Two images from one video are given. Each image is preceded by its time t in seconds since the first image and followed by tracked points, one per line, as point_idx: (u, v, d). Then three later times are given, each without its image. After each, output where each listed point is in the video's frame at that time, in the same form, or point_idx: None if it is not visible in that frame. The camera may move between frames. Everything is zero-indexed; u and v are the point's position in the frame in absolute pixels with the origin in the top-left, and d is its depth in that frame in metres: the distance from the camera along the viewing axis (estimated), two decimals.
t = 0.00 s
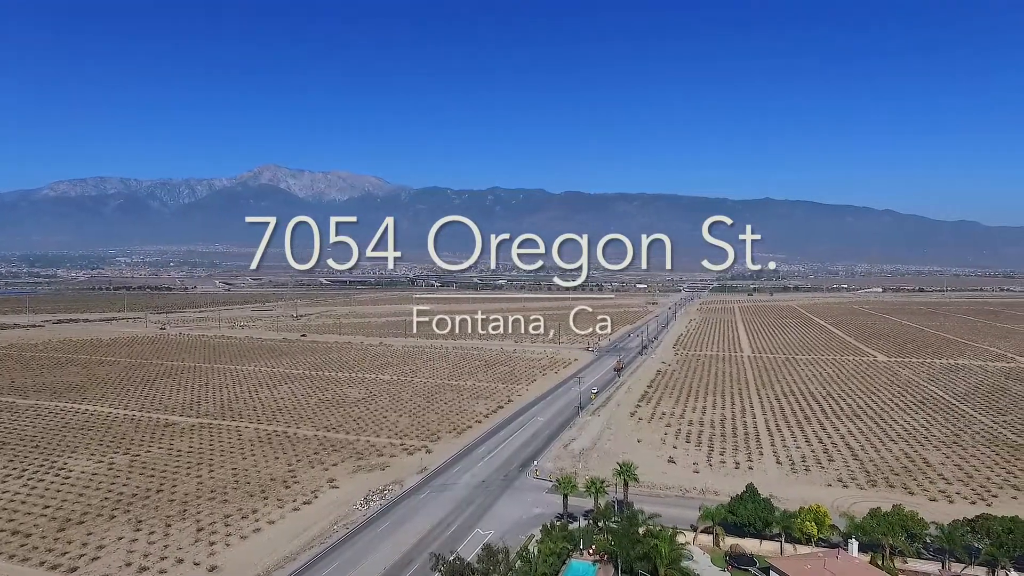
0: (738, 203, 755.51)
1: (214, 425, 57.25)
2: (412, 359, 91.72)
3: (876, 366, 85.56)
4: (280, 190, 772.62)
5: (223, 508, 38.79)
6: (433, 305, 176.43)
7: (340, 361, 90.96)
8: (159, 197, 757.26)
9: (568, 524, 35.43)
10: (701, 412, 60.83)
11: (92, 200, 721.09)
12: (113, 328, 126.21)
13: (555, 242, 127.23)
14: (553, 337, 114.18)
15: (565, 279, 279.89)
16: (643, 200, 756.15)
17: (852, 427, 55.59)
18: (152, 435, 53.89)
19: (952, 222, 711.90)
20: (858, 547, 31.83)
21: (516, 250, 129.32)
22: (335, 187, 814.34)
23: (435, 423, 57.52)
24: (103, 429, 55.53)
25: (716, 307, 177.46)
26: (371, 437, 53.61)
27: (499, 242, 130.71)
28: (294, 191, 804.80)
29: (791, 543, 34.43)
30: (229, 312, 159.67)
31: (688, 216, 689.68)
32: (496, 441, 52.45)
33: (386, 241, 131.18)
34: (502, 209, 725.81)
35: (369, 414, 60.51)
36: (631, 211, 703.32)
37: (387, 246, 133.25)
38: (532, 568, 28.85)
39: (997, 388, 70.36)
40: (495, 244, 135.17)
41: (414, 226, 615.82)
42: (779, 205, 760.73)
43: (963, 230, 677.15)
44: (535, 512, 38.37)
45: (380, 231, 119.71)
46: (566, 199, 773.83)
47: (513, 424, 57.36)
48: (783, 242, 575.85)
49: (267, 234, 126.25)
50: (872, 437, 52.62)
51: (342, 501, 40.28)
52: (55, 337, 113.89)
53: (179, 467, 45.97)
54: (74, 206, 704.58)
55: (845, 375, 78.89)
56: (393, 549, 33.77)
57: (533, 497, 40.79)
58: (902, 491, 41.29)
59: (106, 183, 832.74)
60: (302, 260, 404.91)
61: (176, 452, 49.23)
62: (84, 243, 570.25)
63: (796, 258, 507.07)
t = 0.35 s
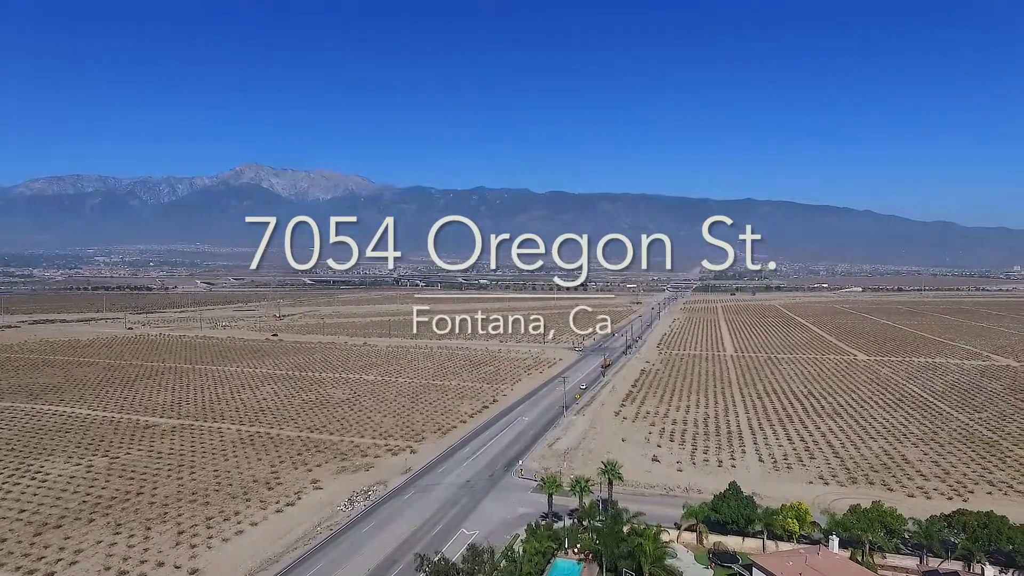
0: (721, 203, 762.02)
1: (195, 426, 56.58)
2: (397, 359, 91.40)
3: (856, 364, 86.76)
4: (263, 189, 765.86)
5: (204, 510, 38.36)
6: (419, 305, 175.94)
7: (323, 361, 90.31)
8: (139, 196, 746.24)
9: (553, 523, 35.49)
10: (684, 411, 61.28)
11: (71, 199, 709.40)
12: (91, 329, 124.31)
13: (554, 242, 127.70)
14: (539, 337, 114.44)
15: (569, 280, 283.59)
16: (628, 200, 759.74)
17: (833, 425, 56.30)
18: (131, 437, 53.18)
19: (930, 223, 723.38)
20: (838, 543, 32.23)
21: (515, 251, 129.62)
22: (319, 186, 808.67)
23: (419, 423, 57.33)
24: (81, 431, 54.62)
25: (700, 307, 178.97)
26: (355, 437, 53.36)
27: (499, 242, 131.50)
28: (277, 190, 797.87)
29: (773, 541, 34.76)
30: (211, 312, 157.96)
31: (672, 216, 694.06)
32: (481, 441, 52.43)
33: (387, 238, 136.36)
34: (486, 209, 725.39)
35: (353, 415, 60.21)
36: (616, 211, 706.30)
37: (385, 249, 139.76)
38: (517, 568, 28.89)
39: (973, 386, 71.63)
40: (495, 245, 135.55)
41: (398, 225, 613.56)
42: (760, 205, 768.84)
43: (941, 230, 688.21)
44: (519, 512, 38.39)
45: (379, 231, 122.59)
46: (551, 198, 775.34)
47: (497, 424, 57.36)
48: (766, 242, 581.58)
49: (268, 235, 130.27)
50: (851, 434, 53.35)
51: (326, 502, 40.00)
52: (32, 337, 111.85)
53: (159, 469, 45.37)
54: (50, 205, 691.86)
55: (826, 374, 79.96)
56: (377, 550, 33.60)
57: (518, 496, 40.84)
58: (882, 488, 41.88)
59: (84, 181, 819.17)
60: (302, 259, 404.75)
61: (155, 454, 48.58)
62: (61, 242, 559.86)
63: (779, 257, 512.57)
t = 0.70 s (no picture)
0: (713, 203, 764.62)
1: (186, 426, 56.25)
2: (389, 359, 91.11)
3: (847, 363, 87.30)
4: (254, 188, 762.17)
5: (195, 511, 38.16)
6: (412, 305, 175.54)
7: (314, 361, 89.73)
8: (128, 195, 740.47)
9: (546, 523, 35.52)
10: (677, 410, 61.46)
11: (59, 198, 703.02)
12: (79, 329, 123.11)
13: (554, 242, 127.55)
14: (532, 337, 114.30)
15: (562, 279, 284.03)
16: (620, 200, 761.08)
17: (824, 424, 56.66)
18: (121, 437, 52.76)
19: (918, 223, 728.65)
20: (829, 541, 32.44)
21: (515, 250, 129.50)
22: (310, 185, 805.58)
23: (412, 423, 57.24)
24: (70, 432, 54.16)
25: (692, 306, 179.35)
26: (347, 437, 53.24)
27: (499, 241, 131.40)
28: (268, 189, 793.65)
29: (765, 539, 34.93)
30: (202, 312, 156.94)
31: (664, 216, 695.79)
32: (474, 441, 52.36)
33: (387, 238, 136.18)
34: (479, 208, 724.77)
35: (345, 414, 60.04)
36: (608, 211, 707.32)
37: (384, 249, 139.66)
38: (509, 568, 28.90)
39: (962, 385, 72.23)
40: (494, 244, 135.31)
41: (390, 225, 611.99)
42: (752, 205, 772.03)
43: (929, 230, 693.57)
44: (512, 511, 38.40)
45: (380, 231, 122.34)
46: (544, 198, 775.41)
47: (490, 424, 57.35)
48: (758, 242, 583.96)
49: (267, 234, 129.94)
50: (842, 433, 53.69)
51: (317, 502, 39.88)
52: (20, 337, 110.73)
53: (149, 470, 45.07)
54: (38, 204, 684.86)
55: (816, 373, 80.46)
56: (369, 550, 33.52)
57: (510, 496, 40.87)
58: (872, 486, 42.18)
59: (72, 180, 811.80)
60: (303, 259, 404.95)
61: (146, 455, 48.25)
62: (49, 242, 554.17)
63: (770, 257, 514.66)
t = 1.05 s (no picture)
0: (708, 203, 766.18)
1: (179, 426, 56.01)
2: (384, 359, 90.88)
3: (840, 363, 87.63)
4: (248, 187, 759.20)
5: (188, 511, 38.01)
6: (408, 304, 175.23)
7: (308, 361, 89.37)
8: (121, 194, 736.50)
9: (540, 522, 35.54)
10: (671, 409, 61.60)
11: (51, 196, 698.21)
12: (71, 329, 122.23)
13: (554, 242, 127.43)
14: (527, 336, 114.12)
15: (559, 279, 284.05)
16: (615, 200, 761.66)
17: (817, 423, 56.86)
18: (114, 437, 52.50)
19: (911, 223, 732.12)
20: (822, 540, 32.58)
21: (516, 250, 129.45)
22: (305, 185, 803.23)
23: (406, 423, 57.16)
24: (62, 432, 53.85)
25: (687, 306, 179.56)
26: (342, 437, 53.14)
27: (499, 241, 131.34)
28: (262, 189, 790.37)
29: (759, 538, 35.05)
30: (196, 312, 156.18)
31: (659, 216, 696.87)
32: (468, 441, 52.27)
33: (387, 238, 135.73)
34: (474, 207, 724.06)
35: (339, 414, 59.93)
36: (603, 211, 707.77)
37: (384, 249, 139.13)
38: (504, 567, 28.93)
39: (954, 384, 72.62)
40: (494, 244, 134.96)
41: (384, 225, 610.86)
42: (746, 204, 773.74)
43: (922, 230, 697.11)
44: (507, 511, 38.43)
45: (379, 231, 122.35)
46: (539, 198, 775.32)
47: (485, 423, 57.30)
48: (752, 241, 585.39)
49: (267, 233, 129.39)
50: (835, 432, 53.90)
51: (311, 502, 39.79)
52: (11, 337, 109.90)
53: (142, 470, 44.88)
54: (30, 203, 679.77)
55: (810, 372, 80.72)
56: (363, 550, 33.43)
57: (505, 496, 40.85)
58: (865, 485, 42.35)
59: (64, 179, 806.36)
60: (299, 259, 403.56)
61: (139, 455, 48.04)
62: (40, 241, 550.15)
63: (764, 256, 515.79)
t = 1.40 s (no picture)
0: (702, 203, 768.29)
1: (172, 426, 55.81)
2: (379, 358, 90.76)
3: (834, 362, 87.99)
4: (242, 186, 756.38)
5: (182, 511, 37.86)
6: (403, 304, 175.14)
7: (303, 361, 89.11)
8: (114, 194, 732.95)
9: (535, 521, 35.60)
10: (666, 408, 61.79)
11: (44, 196, 693.86)
12: (64, 329, 121.48)
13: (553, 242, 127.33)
14: (522, 336, 114.16)
15: (556, 279, 284.27)
16: (610, 200, 762.68)
17: (811, 422, 57.06)
18: (106, 438, 52.28)
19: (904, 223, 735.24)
20: (815, 538, 32.71)
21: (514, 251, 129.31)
22: (299, 185, 800.99)
23: (401, 422, 57.13)
24: (54, 433, 53.59)
25: (682, 305, 179.92)
26: (336, 437, 53.02)
27: (498, 242, 131.22)
28: (256, 188, 787.47)
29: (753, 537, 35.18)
30: (190, 312, 155.57)
31: (654, 216, 698.30)
32: (463, 441, 52.23)
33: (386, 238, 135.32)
34: (469, 207, 723.53)
35: (334, 414, 59.83)
36: (598, 211, 708.60)
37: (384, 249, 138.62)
38: (499, 567, 28.96)
39: (947, 383, 73.07)
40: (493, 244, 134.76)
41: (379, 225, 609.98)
42: (740, 204, 776.20)
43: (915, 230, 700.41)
44: (501, 511, 38.43)
45: (379, 231, 121.98)
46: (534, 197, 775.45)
47: (480, 423, 57.33)
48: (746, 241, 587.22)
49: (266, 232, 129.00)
50: (829, 431, 54.11)
51: (305, 502, 39.70)
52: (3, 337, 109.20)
53: (135, 470, 44.70)
54: (22, 202, 675.19)
55: (804, 372, 81.08)
56: (358, 550, 33.38)
57: (500, 495, 40.86)
58: (858, 484, 42.55)
59: (56, 177, 801.60)
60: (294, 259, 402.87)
61: (132, 455, 47.85)
62: (32, 241, 546.56)
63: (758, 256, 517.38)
